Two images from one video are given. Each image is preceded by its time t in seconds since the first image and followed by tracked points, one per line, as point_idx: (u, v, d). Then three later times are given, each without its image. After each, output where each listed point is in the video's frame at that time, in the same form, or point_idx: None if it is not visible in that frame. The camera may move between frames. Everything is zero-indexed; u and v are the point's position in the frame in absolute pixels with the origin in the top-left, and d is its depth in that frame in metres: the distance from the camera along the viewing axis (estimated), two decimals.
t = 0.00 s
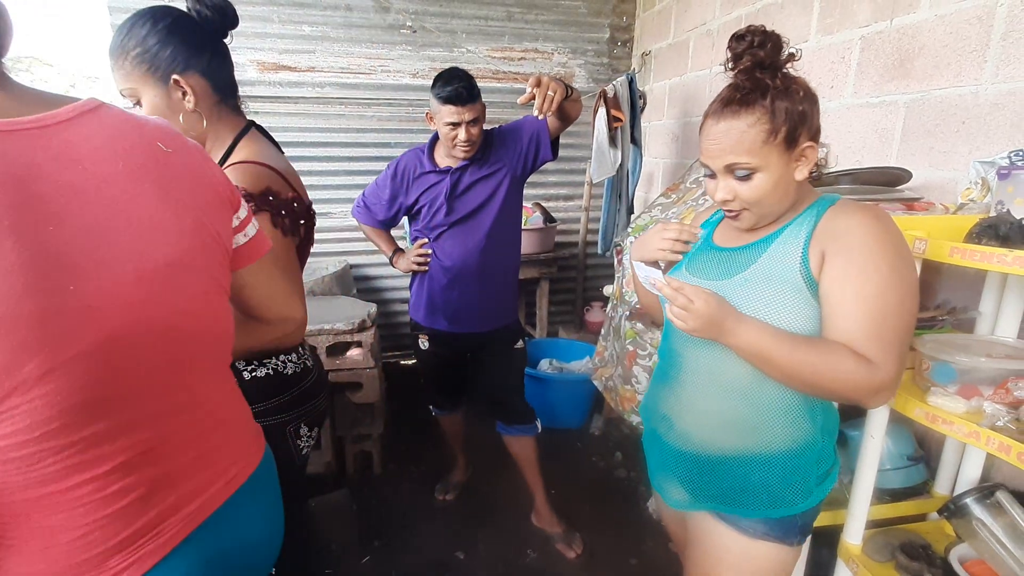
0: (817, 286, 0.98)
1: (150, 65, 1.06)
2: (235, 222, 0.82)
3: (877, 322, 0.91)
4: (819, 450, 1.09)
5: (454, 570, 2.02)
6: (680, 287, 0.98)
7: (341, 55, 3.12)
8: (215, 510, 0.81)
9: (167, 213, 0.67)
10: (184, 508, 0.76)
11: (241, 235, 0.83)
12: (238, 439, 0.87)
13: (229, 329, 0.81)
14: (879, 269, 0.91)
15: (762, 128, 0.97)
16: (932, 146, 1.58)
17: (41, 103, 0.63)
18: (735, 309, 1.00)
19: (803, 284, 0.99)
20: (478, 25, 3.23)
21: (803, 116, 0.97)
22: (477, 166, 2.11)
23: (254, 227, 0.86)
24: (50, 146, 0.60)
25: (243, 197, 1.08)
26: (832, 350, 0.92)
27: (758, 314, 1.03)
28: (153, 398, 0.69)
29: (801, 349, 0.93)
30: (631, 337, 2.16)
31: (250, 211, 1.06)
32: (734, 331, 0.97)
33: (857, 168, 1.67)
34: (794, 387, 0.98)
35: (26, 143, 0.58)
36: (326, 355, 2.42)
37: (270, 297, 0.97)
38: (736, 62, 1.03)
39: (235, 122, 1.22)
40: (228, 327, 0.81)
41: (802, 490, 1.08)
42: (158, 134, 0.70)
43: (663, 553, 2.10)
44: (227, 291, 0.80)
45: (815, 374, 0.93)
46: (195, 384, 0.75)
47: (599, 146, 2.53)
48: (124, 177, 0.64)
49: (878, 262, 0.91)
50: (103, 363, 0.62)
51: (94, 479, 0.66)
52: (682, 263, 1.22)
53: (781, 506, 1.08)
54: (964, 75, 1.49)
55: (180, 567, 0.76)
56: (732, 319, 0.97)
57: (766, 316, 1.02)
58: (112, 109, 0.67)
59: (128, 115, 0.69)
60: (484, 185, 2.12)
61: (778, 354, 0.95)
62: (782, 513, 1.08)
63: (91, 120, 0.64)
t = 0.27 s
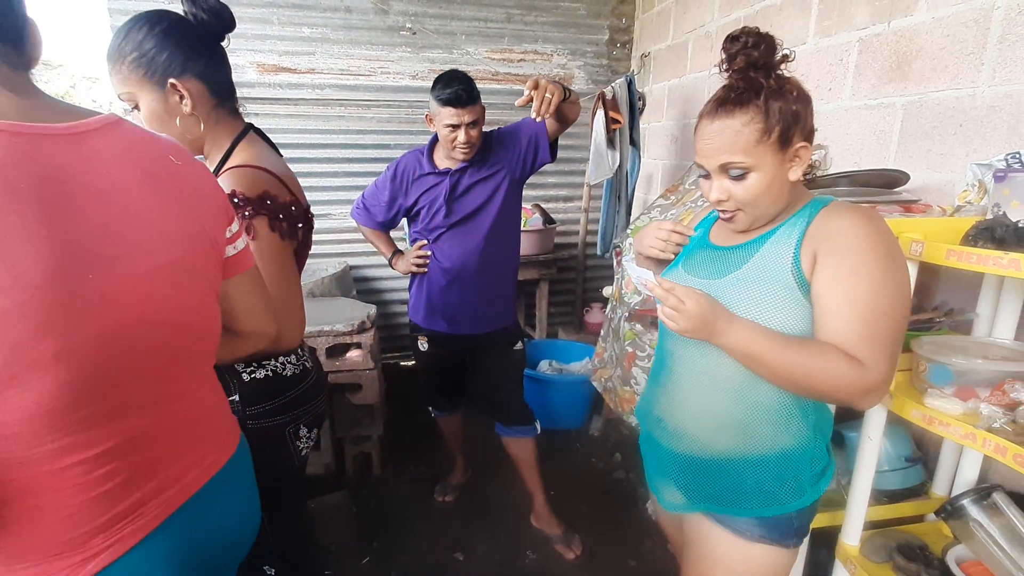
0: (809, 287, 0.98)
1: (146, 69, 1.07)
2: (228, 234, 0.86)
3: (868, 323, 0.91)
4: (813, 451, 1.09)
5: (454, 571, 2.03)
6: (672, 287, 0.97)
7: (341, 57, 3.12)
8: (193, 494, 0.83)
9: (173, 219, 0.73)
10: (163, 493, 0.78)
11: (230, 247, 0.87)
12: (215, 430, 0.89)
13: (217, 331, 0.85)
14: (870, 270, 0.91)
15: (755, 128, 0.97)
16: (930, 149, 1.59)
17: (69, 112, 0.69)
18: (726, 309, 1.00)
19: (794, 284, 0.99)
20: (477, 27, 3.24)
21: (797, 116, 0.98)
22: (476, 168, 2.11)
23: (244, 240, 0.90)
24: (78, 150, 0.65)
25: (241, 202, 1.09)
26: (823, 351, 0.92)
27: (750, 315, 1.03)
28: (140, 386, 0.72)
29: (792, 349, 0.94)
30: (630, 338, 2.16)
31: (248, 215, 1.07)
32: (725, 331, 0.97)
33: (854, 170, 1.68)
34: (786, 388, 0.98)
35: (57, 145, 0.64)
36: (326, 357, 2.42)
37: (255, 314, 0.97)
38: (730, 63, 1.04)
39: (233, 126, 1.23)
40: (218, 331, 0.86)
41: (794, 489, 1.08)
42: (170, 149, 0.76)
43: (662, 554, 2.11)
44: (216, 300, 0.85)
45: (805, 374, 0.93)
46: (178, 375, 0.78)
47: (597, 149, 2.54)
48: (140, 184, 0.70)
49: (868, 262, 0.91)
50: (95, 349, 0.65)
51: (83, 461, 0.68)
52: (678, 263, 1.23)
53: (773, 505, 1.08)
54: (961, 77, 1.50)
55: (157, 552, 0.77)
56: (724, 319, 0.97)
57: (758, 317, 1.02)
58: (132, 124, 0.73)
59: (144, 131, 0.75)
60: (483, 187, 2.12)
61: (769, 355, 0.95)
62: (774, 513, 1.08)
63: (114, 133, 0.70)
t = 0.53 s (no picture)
0: (803, 288, 0.99)
1: (149, 72, 1.07)
2: (234, 242, 0.87)
3: (861, 324, 0.91)
4: (809, 453, 1.09)
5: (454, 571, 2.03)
6: (664, 286, 0.97)
7: (342, 58, 3.13)
8: (172, 492, 0.83)
9: (175, 225, 0.74)
10: (142, 490, 0.78)
11: (235, 253, 0.87)
12: (202, 429, 0.88)
13: (210, 335, 0.86)
14: (865, 271, 0.91)
15: (752, 127, 0.97)
16: (930, 150, 1.59)
17: (84, 117, 0.71)
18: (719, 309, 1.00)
19: (789, 285, 0.99)
20: (478, 28, 3.24)
21: (795, 117, 0.97)
22: (476, 169, 2.12)
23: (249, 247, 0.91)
24: (88, 154, 0.66)
25: (245, 206, 1.09)
26: (814, 351, 0.92)
27: (744, 315, 1.04)
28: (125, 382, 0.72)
29: (784, 350, 0.94)
30: (630, 339, 2.17)
31: (252, 217, 1.08)
32: (716, 331, 0.97)
33: (854, 171, 1.68)
34: (778, 388, 0.98)
35: (65, 146, 0.65)
36: (327, 358, 2.42)
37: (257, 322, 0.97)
38: (729, 62, 1.04)
39: (235, 128, 1.24)
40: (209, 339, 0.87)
41: (789, 491, 1.08)
42: (181, 157, 0.78)
43: (662, 554, 2.11)
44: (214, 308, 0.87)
45: (797, 374, 0.93)
46: (166, 374, 0.78)
47: (598, 150, 2.55)
48: (145, 190, 0.70)
49: (863, 264, 0.91)
50: (78, 345, 0.65)
51: (61, 453, 0.68)
52: (677, 263, 1.24)
53: (768, 507, 1.08)
54: (961, 79, 1.50)
55: (130, 549, 0.76)
56: (716, 319, 0.97)
57: (752, 317, 1.03)
58: (146, 132, 0.74)
59: (158, 138, 0.76)
60: (483, 188, 2.13)
61: (761, 355, 0.95)
62: (768, 514, 1.08)
63: (129, 140, 0.71)
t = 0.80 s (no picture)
0: (806, 289, 0.98)
1: (151, 72, 1.07)
2: (230, 247, 0.87)
3: (861, 326, 0.91)
4: (809, 456, 1.09)
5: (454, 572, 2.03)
6: (663, 285, 0.98)
7: (343, 59, 3.13)
8: (148, 492, 0.82)
9: (167, 227, 0.73)
10: (115, 491, 0.77)
11: (230, 260, 0.87)
12: (186, 430, 0.88)
13: (200, 338, 0.86)
14: (867, 273, 0.91)
15: (758, 122, 0.97)
16: (931, 150, 1.59)
17: (84, 117, 0.71)
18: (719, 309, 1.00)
19: (791, 287, 0.99)
20: (479, 28, 3.24)
21: (801, 114, 0.97)
22: (478, 169, 2.11)
23: (249, 253, 0.91)
24: (75, 156, 0.66)
25: (249, 207, 1.08)
26: (812, 354, 0.92)
27: (744, 316, 1.03)
28: (100, 384, 0.71)
29: (782, 351, 0.93)
30: (631, 339, 2.17)
31: (256, 219, 1.07)
32: (715, 330, 0.97)
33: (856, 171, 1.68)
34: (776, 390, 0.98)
35: (57, 146, 0.65)
36: (327, 358, 2.41)
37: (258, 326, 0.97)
38: (737, 57, 1.04)
39: (237, 129, 1.23)
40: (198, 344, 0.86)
41: (789, 493, 1.08)
42: (177, 160, 0.77)
43: (662, 555, 2.11)
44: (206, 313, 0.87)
45: (794, 377, 0.93)
46: (147, 376, 0.78)
47: (599, 150, 2.54)
48: (137, 192, 0.70)
49: (865, 266, 0.91)
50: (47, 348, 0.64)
51: (27, 454, 0.68)
52: (680, 263, 1.24)
53: (767, 508, 1.08)
54: (963, 79, 1.49)
55: (99, 549, 0.76)
56: (715, 319, 0.97)
57: (752, 318, 1.02)
58: (145, 135, 0.74)
59: (157, 142, 0.76)
60: (484, 188, 2.13)
61: (759, 356, 0.95)
62: (767, 516, 1.08)
63: (121, 143, 0.71)
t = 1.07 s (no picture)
0: (808, 290, 0.98)
1: (154, 73, 1.07)
2: (223, 257, 0.85)
3: (864, 328, 0.91)
4: (810, 459, 1.09)
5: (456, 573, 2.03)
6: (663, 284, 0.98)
7: (345, 60, 3.13)
8: (131, 502, 0.80)
9: (143, 238, 0.71)
10: (91, 502, 0.76)
11: (224, 270, 0.86)
12: (172, 439, 0.86)
13: (187, 348, 0.85)
14: (870, 276, 0.91)
15: (771, 119, 0.97)
16: (934, 151, 1.59)
17: (66, 123, 0.70)
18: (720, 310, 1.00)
19: (794, 287, 0.99)
20: (480, 30, 3.24)
21: (814, 114, 0.98)
22: (480, 171, 2.12)
23: (245, 263, 0.89)
24: (51, 164, 0.65)
25: (247, 209, 1.08)
26: (816, 355, 0.92)
27: (747, 317, 1.03)
28: (73, 395, 0.70)
29: (785, 353, 0.93)
30: (632, 340, 2.18)
31: (253, 222, 1.07)
32: (716, 331, 0.97)
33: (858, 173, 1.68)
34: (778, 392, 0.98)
35: (29, 154, 0.64)
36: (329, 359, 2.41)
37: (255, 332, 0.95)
38: (755, 54, 1.04)
39: (239, 131, 1.24)
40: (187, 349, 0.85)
41: (789, 497, 1.08)
42: (163, 167, 0.74)
43: (664, 557, 2.10)
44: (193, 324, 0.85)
45: (797, 378, 0.93)
46: (128, 385, 0.76)
47: (600, 152, 2.54)
48: (113, 201, 0.68)
49: (868, 269, 0.91)
50: (11, 361, 0.63)
51: None
52: (680, 264, 1.24)
53: (766, 511, 1.08)
54: (965, 80, 1.49)
55: (77, 560, 0.75)
56: (715, 320, 0.97)
57: (755, 318, 1.02)
58: (133, 139, 0.73)
59: (148, 146, 0.75)
60: (486, 190, 2.13)
61: (762, 359, 0.95)
62: (767, 519, 1.08)
63: (102, 150, 0.69)
